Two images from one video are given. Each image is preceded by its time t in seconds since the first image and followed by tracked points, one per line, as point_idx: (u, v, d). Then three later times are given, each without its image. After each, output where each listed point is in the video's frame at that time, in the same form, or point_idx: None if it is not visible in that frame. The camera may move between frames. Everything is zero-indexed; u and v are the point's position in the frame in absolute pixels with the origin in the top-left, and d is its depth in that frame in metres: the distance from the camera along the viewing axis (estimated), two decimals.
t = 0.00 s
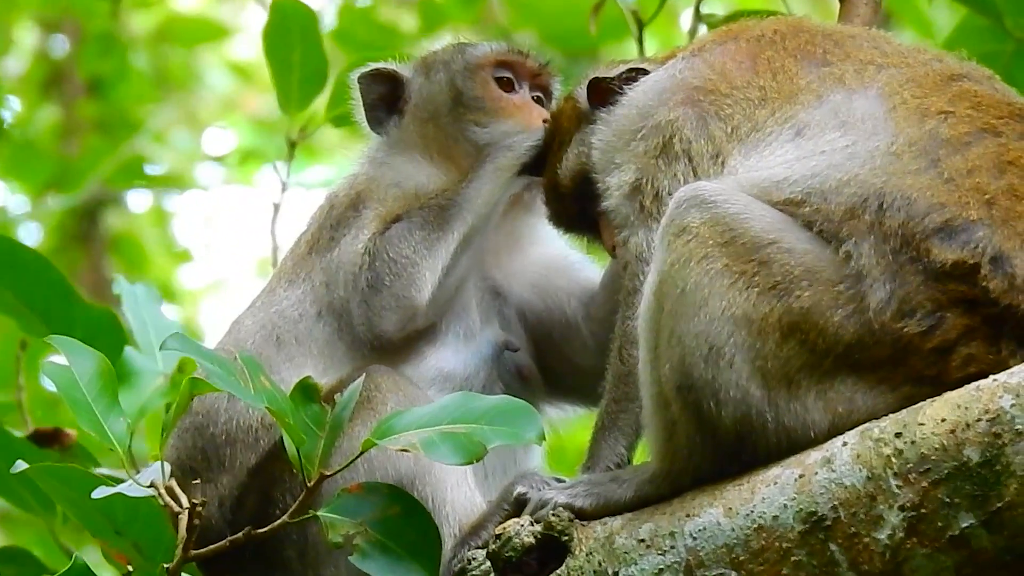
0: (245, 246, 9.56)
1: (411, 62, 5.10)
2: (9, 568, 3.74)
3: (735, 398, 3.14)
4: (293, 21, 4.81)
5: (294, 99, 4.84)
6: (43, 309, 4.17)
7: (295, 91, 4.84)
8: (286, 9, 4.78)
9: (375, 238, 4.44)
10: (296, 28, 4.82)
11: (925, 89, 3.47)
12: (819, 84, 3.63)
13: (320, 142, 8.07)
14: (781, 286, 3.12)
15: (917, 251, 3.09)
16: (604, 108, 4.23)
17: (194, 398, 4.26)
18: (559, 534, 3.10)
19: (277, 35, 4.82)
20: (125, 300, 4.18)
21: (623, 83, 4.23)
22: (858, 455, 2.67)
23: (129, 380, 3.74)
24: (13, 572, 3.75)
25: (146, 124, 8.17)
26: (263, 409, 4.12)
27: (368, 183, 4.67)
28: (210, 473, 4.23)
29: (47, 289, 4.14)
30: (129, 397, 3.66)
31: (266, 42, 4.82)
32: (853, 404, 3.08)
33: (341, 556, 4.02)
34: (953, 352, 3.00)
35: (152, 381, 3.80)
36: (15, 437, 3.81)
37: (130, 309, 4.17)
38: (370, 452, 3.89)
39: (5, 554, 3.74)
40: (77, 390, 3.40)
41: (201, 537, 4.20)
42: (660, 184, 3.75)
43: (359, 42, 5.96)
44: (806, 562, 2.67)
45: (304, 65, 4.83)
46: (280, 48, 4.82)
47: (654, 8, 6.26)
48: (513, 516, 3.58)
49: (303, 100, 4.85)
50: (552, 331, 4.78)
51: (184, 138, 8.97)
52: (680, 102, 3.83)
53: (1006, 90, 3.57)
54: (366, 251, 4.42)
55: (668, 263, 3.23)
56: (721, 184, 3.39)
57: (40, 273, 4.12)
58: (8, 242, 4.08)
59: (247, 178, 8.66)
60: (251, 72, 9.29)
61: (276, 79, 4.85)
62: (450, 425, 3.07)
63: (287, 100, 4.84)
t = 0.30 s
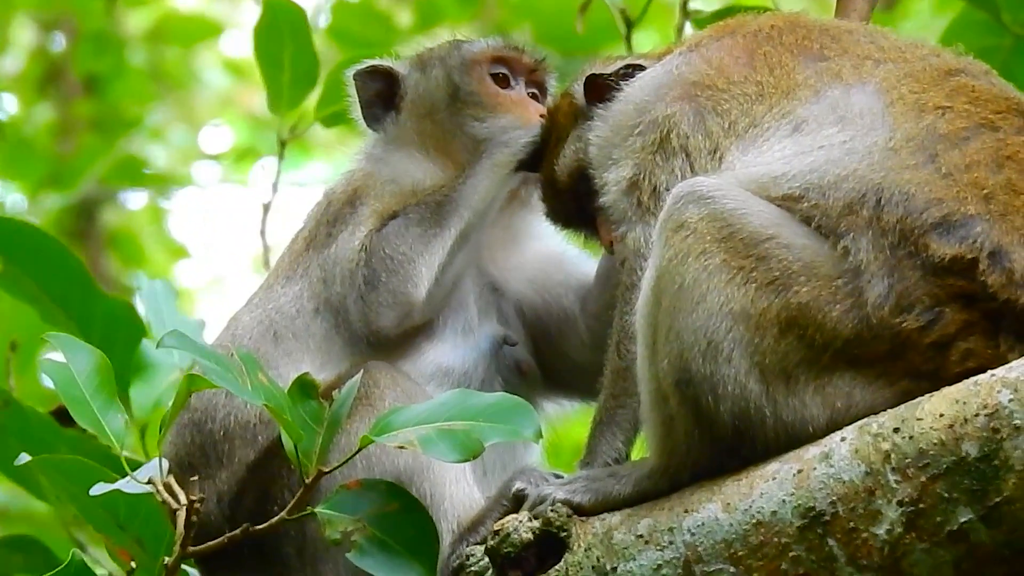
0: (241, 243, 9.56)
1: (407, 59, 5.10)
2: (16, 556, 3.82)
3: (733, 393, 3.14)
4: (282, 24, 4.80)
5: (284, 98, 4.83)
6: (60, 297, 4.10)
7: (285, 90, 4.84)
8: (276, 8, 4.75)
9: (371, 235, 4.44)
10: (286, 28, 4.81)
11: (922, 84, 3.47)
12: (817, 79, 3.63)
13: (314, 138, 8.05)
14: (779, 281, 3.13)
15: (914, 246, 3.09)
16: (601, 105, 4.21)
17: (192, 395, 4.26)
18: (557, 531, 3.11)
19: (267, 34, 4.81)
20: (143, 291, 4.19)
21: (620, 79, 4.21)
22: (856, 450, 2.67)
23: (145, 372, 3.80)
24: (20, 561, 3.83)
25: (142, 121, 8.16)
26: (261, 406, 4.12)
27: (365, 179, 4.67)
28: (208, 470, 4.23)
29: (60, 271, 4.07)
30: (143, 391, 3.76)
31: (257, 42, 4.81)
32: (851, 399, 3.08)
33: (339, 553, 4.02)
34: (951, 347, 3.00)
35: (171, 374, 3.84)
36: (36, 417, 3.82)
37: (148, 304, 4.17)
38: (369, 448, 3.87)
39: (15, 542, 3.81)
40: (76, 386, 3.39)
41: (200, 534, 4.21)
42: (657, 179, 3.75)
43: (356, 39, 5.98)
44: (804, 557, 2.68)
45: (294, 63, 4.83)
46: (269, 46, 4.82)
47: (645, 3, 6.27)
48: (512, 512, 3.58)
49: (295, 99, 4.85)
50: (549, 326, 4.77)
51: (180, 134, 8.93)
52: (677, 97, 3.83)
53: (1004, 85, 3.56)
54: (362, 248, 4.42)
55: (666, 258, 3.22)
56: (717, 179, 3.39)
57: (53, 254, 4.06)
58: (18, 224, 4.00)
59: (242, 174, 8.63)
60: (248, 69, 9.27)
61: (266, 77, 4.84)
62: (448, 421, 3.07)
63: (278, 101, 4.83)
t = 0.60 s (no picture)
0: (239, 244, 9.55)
1: (406, 57, 5.09)
2: (15, 553, 3.82)
3: (730, 392, 3.14)
4: (280, 23, 4.80)
5: (283, 94, 4.84)
6: (60, 293, 4.10)
7: (284, 85, 4.84)
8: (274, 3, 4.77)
9: (368, 234, 4.44)
10: (284, 24, 4.81)
11: (920, 85, 3.47)
12: (815, 79, 3.63)
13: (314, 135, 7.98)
14: (776, 280, 3.12)
15: (912, 245, 3.09)
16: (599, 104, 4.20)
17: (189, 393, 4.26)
18: (555, 529, 3.10)
19: (265, 30, 4.81)
20: (139, 288, 4.16)
21: (618, 78, 4.21)
22: (854, 449, 2.67)
23: (141, 369, 3.91)
24: (19, 558, 3.83)
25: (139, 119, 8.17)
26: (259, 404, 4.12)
27: (363, 177, 4.67)
28: (206, 469, 4.22)
29: (65, 273, 4.08)
30: (142, 389, 3.87)
31: (255, 37, 4.81)
32: (849, 398, 3.08)
33: (337, 551, 4.01)
34: (948, 346, 2.99)
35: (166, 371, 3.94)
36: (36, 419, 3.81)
37: (145, 297, 4.15)
38: (365, 447, 3.87)
39: (14, 540, 3.82)
40: (73, 385, 3.39)
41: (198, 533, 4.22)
42: (655, 178, 3.75)
43: (351, 41, 5.96)
44: (802, 557, 2.68)
45: (293, 58, 4.82)
46: (268, 42, 4.81)
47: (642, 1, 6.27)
48: (509, 511, 3.57)
49: (294, 95, 4.85)
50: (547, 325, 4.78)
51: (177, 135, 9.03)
52: (676, 96, 3.83)
53: (1001, 85, 3.56)
54: (358, 248, 4.42)
55: (664, 257, 3.22)
56: (715, 178, 3.38)
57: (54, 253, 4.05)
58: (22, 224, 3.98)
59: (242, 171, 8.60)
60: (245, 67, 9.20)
61: (265, 72, 4.84)
62: (445, 420, 3.07)
63: (275, 96, 4.84)
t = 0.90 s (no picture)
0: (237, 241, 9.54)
1: (404, 54, 5.08)
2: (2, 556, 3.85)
3: (728, 390, 3.13)
4: (277, 20, 4.78)
5: (279, 89, 4.82)
6: (37, 295, 4.12)
7: (280, 81, 4.83)
8: None
9: (365, 234, 4.43)
10: (280, 21, 4.79)
11: (918, 83, 3.47)
12: (813, 77, 3.63)
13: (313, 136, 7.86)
14: (775, 278, 3.12)
15: (911, 244, 3.09)
16: (597, 101, 4.19)
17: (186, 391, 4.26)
18: (553, 527, 3.11)
19: (262, 26, 4.78)
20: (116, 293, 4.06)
21: (616, 78, 4.19)
22: (852, 448, 2.67)
23: (122, 368, 3.81)
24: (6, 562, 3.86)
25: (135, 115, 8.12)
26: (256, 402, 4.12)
27: (360, 174, 4.66)
28: (203, 466, 4.22)
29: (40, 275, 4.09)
30: (123, 388, 3.75)
31: (252, 32, 4.79)
32: (847, 396, 3.08)
33: (333, 549, 4.01)
34: (947, 345, 2.99)
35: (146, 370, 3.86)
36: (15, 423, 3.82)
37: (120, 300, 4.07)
38: (364, 445, 3.87)
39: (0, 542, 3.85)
40: (71, 382, 3.39)
41: (194, 530, 4.20)
42: (653, 177, 3.74)
43: (344, 34, 5.98)
44: (799, 555, 2.67)
45: (288, 54, 4.81)
46: (263, 38, 4.79)
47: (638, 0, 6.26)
48: (507, 509, 3.56)
49: (290, 89, 4.83)
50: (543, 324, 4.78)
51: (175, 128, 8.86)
52: (674, 95, 3.82)
53: (1000, 84, 3.56)
54: (355, 246, 4.40)
55: (662, 254, 3.22)
56: (712, 176, 3.38)
57: (32, 257, 4.08)
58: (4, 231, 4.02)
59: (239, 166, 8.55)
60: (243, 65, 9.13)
61: (261, 68, 4.82)
62: (444, 418, 3.07)
63: (272, 91, 4.82)
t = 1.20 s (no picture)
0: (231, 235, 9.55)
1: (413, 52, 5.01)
2: None
3: (726, 393, 3.13)
4: (267, 18, 4.62)
5: (270, 89, 4.68)
6: (31, 296, 3.86)
7: (272, 82, 4.68)
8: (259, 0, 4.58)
9: (356, 238, 4.40)
10: (270, 23, 4.63)
11: (913, 83, 3.46)
12: (808, 78, 3.62)
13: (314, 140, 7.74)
14: (772, 281, 3.12)
15: (908, 246, 3.08)
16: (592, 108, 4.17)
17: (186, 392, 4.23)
18: (551, 530, 3.12)
19: (252, 26, 4.62)
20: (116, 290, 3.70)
21: (612, 81, 4.17)
22: (849, 451, 2.67)
23: (119, 370, 3.50)
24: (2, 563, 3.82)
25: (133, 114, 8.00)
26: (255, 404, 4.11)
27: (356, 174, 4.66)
28: (202, 468, 4.22)
29: (36, 275, 3.83)
30: (121, 388, 3.46)
31: (241, 33, 4.63)
32: (844, 399, 3.08)
33: (332, 550, 4.01)
34: (944, 347, 2.99)
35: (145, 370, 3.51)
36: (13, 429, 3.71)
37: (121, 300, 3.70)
38: (363, 447, 3.89)
39: None
40: (68, 384, 3.39)
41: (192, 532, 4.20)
42: (649, 178, 3.74)
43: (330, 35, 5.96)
44: (797, 558, 2.67)
45: (279, 54, 4.64)
46: (254, 39, 4.63)
47: None
48: (505, 511, 3.57)
49: (282, 87, 4.69)
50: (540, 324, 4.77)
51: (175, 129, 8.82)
52: (669, 96, 3.81)
53: (994, 83, 3.56)
54: (347, 251, 4.39)
55: (659, 258, 3.21)
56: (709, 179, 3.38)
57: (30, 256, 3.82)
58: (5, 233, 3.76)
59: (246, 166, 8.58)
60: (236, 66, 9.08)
61: (252, 69, 4.67)
62: (444, 416, 3.06)
63: (262, 88, 4.67)
